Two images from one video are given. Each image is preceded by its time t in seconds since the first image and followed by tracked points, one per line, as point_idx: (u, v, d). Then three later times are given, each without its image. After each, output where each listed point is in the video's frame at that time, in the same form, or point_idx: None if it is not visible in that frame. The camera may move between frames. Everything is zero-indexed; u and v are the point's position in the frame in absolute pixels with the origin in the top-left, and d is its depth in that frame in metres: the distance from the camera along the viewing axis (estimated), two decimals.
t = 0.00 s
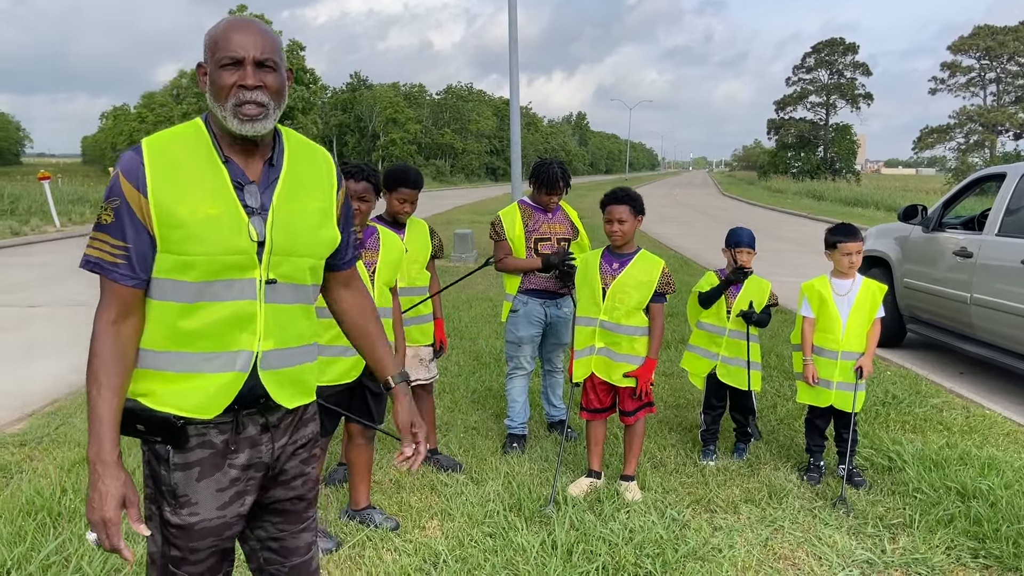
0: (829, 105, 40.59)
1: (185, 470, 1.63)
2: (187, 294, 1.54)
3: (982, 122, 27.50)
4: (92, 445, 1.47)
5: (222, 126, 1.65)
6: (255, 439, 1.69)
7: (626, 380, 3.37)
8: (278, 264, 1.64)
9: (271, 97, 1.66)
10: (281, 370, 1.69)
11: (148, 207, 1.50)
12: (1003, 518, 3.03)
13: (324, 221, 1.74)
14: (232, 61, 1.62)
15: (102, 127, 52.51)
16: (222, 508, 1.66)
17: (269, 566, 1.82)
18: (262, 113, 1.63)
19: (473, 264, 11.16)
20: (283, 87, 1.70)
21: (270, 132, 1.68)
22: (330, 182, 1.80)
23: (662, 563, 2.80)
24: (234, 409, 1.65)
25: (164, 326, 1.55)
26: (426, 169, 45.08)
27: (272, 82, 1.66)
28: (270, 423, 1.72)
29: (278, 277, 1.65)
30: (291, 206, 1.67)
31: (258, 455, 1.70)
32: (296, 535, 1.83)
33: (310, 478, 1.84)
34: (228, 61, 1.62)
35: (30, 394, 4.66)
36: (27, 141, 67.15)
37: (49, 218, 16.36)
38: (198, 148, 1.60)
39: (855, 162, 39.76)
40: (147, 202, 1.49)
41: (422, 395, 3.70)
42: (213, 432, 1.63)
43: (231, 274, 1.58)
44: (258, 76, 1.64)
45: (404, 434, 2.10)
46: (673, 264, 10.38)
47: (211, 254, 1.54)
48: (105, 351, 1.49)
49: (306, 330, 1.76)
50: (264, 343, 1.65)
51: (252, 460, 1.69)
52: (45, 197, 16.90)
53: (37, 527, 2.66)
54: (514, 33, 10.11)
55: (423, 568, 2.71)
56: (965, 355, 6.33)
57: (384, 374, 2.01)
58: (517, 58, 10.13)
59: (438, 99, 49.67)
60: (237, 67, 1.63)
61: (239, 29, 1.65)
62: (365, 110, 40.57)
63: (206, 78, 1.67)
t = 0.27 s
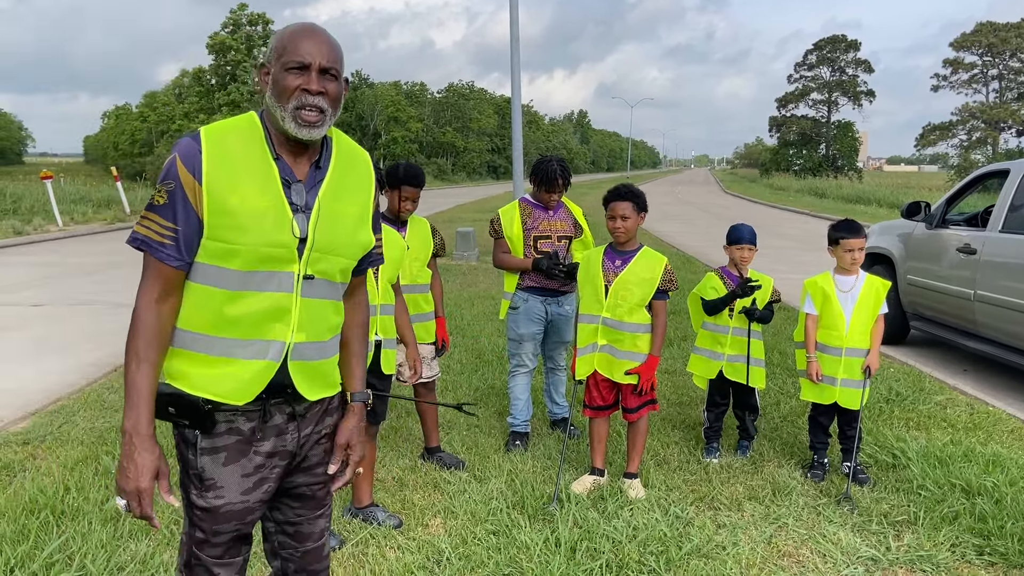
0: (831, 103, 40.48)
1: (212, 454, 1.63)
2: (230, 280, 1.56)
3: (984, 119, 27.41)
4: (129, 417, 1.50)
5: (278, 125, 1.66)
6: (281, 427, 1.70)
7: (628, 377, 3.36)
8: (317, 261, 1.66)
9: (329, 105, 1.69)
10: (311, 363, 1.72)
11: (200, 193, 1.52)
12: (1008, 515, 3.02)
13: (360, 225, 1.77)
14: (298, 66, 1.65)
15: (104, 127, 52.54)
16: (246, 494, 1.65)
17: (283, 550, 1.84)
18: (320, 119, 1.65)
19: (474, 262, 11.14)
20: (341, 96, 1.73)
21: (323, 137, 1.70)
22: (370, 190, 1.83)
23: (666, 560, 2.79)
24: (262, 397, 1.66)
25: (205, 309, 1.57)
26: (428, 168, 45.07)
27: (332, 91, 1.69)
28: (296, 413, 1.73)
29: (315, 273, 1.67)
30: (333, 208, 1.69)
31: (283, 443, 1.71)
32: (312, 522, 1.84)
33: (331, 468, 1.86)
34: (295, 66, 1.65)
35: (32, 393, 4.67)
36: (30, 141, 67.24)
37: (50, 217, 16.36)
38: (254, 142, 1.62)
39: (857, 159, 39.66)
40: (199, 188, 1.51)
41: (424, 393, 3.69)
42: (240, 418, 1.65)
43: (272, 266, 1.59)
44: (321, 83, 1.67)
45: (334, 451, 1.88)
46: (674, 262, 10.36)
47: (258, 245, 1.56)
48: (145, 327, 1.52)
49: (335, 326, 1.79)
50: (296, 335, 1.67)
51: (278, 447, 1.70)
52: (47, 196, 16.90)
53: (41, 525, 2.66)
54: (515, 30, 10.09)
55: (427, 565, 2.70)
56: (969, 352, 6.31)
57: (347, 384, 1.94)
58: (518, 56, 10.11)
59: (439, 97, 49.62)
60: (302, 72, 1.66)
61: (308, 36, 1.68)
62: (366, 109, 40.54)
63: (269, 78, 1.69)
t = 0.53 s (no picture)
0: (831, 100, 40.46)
1: (230, 446, 1.63)
2: (242, 272, 1.56)
3: (984, 116, 27.39)
4: (156, 406, 1.49)
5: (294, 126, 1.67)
6: (298, 421, 1.70)
7: (628, 376, 3.35)
8: (331, 254, 1.65)
9: (342, 104, 1.69)
10: (329, 355, 1.70)
11: (214, 187, 1.53)
12: (1008, 512, 3.02)
13: (376, 221, 1.75)
14: (311, 66, 1.66)
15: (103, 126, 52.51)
16: (263, 486, 1.65)
17: (294, 546, 1.84)
18: (332, 118, 1.65)
19: (474, 261, 11.14)
20: (354, 96, 1.73)
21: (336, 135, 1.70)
22: (386, 187, 1.82)
23: (667, 558, 2.79)
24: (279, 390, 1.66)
25: (220, 301, 1.57)
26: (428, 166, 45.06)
27: (345, 91, 1.69)
28: (313, 408, 1.73)
29: (329, 266, 1.66)
30: (347, 203, 1.68)
31: (299, 437, 1.71)
32: (324, 519, 1.84)
33: (345, 464, 1.86)
34: (308, 67, 1.66)
35: (32, 392, 4.67)
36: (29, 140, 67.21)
37: (50, 216, 16.34)
38: (268, 140, 1.63)
39: (857, 156, 39.64)
40: (213, 183, 1.52)
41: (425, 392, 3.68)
42: (258, 411, 1.64)
43: (285, 259, 1.59)
44: (333, 83, 1.67)
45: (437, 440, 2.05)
46: (674, 260, 10.36)
47: (272, 237, 1.55)
48: (167, 319, 1.51)
49: (352, 320, 1.77)
50: (311, 327, 1.65)
51: (294, 441, 1.70)
52: (46, 196, 16.90)
53: (41, 525, 2.66)
54: (514, 29, 10.08)
55: (427, 564, 2.70)
56: (970, 350, 6.30)
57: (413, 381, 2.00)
58: (517, 54, 10.11)
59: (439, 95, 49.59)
60: (315, 73, 1.66)
61: (321, 37, 1.69)
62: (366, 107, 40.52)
63: (284, 79, 1.70)
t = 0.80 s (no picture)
0: (830, 98, 40.46)
1: (232, 442, 1.64)
2: (238, 269, 1.57)
3: (983, 113, 27.41)
4: (158, 400, 1.52)
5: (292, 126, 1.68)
6: (301, 420, 1.70)
7: (628, 374, 3.35)
8: (329, 253, 1.63)
9: (338, 103, 1.68)
10: (325, 354, 1.68)
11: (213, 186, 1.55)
12: (1007, 509, 3.02)
13: (377, 221, 1.72)
14: (305, 66, 1.66)
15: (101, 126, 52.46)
16: (263, 482, 1.65)
17: (298, 546, 1.84)
18: (327, 115, 1.64)
19: (474, 260, 11.14)
20: (351, 94, 1.71)
21: (336, 133, 1.70)
22: (391, 186, 1.78)
23: (665, 557, 2.79)
24: (279, 388, 1.66)
25: (220, 300, 1.59)
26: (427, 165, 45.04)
27: (340, 89, 1.68)
28: (317, 407, 1.72)
29: (327, 265, 1.64)
30: (347, 202, 1.67)
31: (302, 435, 1.70)
32: (328, 519, 1.83)
33: (352, 465, 1.84)
34: (302, 67, 1.66)
35: (32, 393, 4.67)
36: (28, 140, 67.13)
37: (50, 217, 16.32)
38: (270, 141, 1.65)
39: (856, 154, 39.65)
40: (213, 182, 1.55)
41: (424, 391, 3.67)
42: (260, 408, 1.65)
43: (281, 257, 1.59)
44: (326, 81, 1.66)
45: (443, 443, 2.07)
46: (673, 258, 10.36)
47: (268, 236, 1.56)
48: (172, 316, 1.54)
49: (355, 320, 1.74)
50: (307, 325, 1.65)
51: (296, 439, 1.69)
52: (45, 196, 16.88)
53: (40, 526, 2.66)
54: (513, 27, 10.07)
55: (426, 563, 2.71)
56: (968, 347, 6.31)
57: (424, 381, 2.00)
58: (516, 53, 10.10)
59: (437, 94, 49.56)
60: (309, 72, 1.66)
61: (319, 37, 1.69)
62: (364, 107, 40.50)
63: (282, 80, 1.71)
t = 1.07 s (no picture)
0: (828, 95, 40.48)
1: (229, 438, 1.66)
2: (235, 267, 1.60)
3: (981, 111, 27.42)
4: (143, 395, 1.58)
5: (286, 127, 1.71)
6: (297, 418, 1.70)
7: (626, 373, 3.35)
8: (324, 253, 1.64)
9: (328, 104, 1.68)
10: (317, 352, 1.68)
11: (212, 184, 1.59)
12: (1005, 506, 3.03)
13: (377, 222, 1.72)
14: (298, 67, 1.68)
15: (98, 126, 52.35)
16: (259, 479, 1.65)
17: (297, 543, 1.84)
18: (315, 116, 1.65)
19: (472, 259, 11.14)
20: (344, 95, 1.71)
21: (330, 133, 1.70)
22: (394, 186, 1.78)
23: (664, 555, 2.80)
24: (274, 387, 1.67)
25: (218, 296, 1.62)
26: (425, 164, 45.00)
27: (330, 90, 1.68)
28: (314, 406, 1.72)
29: (322, 264, 1.64)
30: (346, 202, 1.67)
31: (299, 433, 1.70)
32: (327, 517, 1.82)
33: (351, 463, 1.84)
34: (295, 68, 1.68)
35: (30, 394, 4.67)
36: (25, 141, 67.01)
37: (47, 217, 16.28)
38: (271, 141, 1.67)
39: (854, 152, 39.68)
40: (212, 180, 1.58)
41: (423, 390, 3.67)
42: (257, 405, 1.66)
43: (277, 256, 1.60)
44: (316, 82, 1.67)
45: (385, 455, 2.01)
46: (671, 256, 10.36)
47: (264, 234, 1.58)
48: (169, 313, 1.61)
49: (352, 320, 1.73)
50: (301, 324, 1.65)
51: (293, 437, 1.69)
52: (43, 196, 16.85)
53: (38, 527, 2.66)
54: (511, 25, 10.06)
55: (425, 563, 2.71)
56: (966, 345, 6.32)
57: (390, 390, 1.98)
58: (514, 51, 10.09)
59: (435, 93, 49.51)
60: (300, 73, 1.68)
61: (316, 39, 1.71)
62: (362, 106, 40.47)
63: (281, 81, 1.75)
